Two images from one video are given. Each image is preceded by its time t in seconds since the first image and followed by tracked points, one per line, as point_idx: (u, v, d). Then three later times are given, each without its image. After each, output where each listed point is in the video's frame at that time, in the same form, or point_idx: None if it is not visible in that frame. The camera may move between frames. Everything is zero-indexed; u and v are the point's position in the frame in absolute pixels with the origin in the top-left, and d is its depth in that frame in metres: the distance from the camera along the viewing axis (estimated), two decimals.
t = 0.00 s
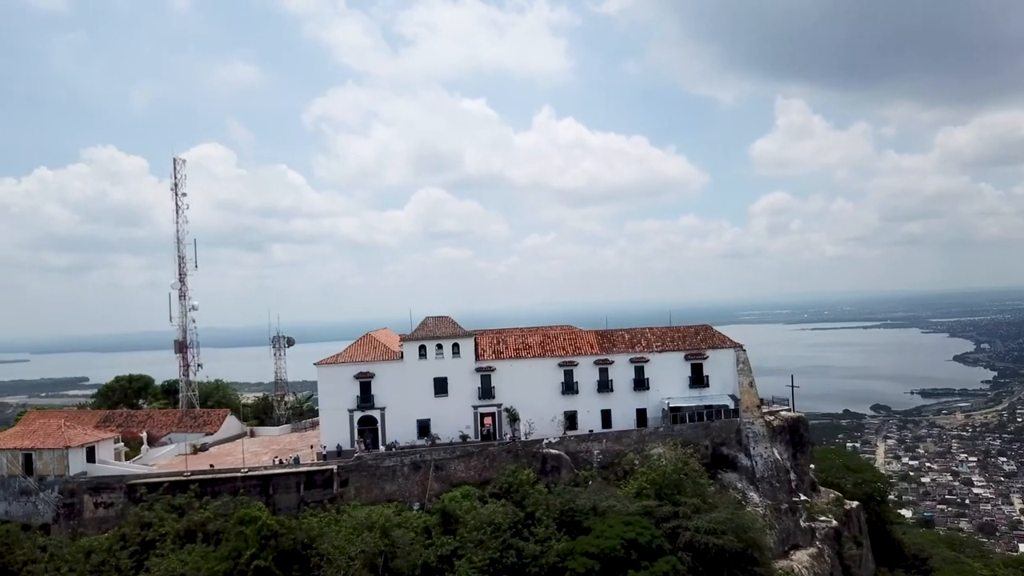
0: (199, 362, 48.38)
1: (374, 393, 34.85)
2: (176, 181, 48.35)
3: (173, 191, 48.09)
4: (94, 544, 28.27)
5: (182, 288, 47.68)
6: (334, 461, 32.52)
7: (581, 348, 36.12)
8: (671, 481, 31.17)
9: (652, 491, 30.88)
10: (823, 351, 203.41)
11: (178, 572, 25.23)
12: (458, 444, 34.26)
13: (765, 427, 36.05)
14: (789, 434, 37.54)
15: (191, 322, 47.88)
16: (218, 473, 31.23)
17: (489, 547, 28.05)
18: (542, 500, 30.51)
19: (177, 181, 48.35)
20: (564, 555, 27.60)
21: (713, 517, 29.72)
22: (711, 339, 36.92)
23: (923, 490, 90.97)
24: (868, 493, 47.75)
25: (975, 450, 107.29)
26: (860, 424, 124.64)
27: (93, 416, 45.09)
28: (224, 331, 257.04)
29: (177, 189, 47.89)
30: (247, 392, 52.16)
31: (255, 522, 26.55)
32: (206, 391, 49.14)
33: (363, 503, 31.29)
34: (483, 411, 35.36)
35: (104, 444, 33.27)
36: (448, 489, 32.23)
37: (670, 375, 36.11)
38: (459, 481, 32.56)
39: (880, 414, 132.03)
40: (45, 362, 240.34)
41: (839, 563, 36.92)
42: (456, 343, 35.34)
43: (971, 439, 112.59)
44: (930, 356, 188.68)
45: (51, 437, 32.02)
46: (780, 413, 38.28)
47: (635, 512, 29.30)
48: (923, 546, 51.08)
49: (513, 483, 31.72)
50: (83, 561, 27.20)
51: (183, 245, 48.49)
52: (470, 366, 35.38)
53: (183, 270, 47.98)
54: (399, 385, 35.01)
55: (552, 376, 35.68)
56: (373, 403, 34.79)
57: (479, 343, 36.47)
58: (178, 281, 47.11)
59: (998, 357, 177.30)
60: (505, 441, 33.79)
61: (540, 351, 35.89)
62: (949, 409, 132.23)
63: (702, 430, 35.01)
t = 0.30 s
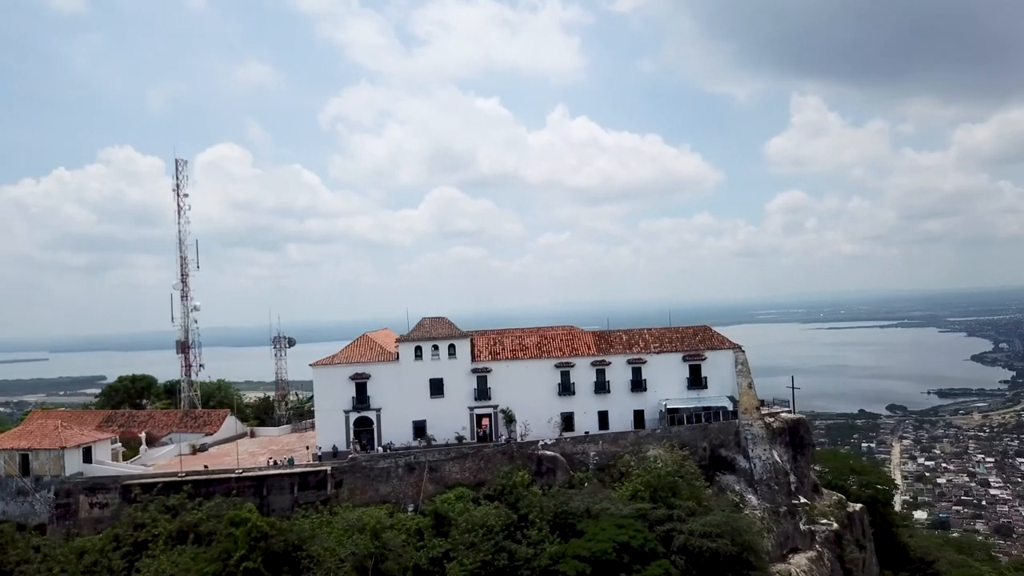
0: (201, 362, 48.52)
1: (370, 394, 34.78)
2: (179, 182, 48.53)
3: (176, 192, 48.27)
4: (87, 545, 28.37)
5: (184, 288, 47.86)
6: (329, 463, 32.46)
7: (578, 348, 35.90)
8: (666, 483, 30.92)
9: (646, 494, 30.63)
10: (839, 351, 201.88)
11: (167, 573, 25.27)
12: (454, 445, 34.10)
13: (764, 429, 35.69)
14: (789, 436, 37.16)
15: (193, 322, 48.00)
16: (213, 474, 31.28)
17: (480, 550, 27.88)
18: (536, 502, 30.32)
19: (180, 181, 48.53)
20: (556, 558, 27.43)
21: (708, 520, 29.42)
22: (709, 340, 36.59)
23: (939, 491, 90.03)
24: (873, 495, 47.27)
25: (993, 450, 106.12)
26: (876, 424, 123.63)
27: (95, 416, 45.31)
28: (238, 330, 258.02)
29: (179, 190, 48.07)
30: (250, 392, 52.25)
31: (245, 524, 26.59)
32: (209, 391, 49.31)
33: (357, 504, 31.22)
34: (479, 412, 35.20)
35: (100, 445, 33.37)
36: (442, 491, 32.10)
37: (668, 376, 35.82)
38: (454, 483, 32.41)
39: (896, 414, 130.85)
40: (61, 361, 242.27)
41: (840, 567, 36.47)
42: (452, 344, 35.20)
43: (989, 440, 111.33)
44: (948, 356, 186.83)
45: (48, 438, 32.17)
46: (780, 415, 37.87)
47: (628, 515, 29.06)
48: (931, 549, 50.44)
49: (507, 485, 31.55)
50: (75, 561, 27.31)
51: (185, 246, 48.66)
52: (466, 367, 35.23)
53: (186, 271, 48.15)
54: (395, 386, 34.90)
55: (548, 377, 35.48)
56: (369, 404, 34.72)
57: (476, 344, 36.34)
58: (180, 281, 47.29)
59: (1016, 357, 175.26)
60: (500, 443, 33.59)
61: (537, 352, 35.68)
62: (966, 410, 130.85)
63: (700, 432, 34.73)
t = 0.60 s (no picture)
0: (202, 362, 48.65)
1: (366, 395, 34.69)
2: (181, 182, 48.70)
3: (177, 192, 48.43)
4: (80, 545, 28.47)
5: (186, 288, 48.01)
6: (323, 464, 32.42)
7: (575, 349, 35.69)
8: (661, 485, 30.68)
9: (641, 496, 30.42)
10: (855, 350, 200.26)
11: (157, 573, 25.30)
12: (449, 446, 33.96)
13: (762, 431, 35.35)
14: (789, 438, 36.80)
15: (195, 322, 48.13)
16: (207, 475, 31.33)
17: (471, 552, 27.72)
18: (529, 504, 30.15)
19: (182, 182, 48.70)
20: (548, 560, 27.27)
21: (702, 523, 29.15)
22: (708, 341, 36.28)
23: (955, 492, 89.06)
24: (878, 498, 46.78)
25: (1010, 451, 104.92)
26: (891, 424, 122.55)
27: (98, 416, 45.53)
28: (252, 330, 259.16)
29: (181, 190, 48.22)
30: (253, 392, 52.32)
31: (235, 525, 26.66)
32: (211, 391, 49.46)
33: (350, 505, 31.16)
34: (475, 413, 35.05)
35: (97, 445, 33.50)
36: (436, 492, 31.99)
37: (666, 377, 35.55)
38: (448, 484, 32.28)
39: (912, 414, 129.64)
40: (79, 359, 244.34)
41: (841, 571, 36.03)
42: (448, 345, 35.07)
43: (1006, 440, 110.06)
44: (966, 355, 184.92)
45: (44, 438, 32.31)
46: (779, 416, 37.52)
47: (621, 517, 28.85)
48: (938, 552, 49.81)
49: (501, 486, 31.40)
50: (68, 561, 27.38)
51: (187, 246, 48.80)
52: (462, 367, 35.11)
53: (188, 271, 48.30)
54: (391, 386, 34.82)
55: (544, 378, 35.29)
56: (365, 404, 34.63)
57: (472, 344, 36.20)
58: (182, 281, 47.44)
59: None
60: (495, 444, 33.42)
61: (533, 353, 35.50)
62: (983, 410, 129.49)
63: (697, 434, 34.47)
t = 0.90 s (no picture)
0: (205, 362, 48.81)
1: (362, 396, 34.64)
2: (183, 183, 48.88)
3: (179, 193, 48.62)
4: (74, 545, 28.55)
5: (189, 289, 48.21)
6: (319, 464, 32.38)
7: (572, 350, 35.49)
8: (656, 488, 30.41)
9: (635, 498, 30.18)
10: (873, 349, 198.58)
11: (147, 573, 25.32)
12: (445, 447, 33.84)
13: (762, 433, 34.96)
14: (789, 439, 36.42)
15: (197, 322, 48.30)
16: (202, 475, 31.40)
17: (463, 554, 27.58)
18: (523, 506, 29.96)
19: (184, 182, 48.87)
20: (540, 563, 27.10)
21: (697, 526, 28.86)
22: (707, 341, 35.96)
23: (972, 493, 88.08)
24: (883, 500, 46.18)
25: None
26: (908, 424, 121.42)
27: (101, 415, 45.76)
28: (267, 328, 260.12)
29: (183, 191, 48.42)
30: (255, 391, 52.47)
31: (226, 526, 26.71)
32: (213, 390, 49.61)
33: (344, 506, 31.11)
34: (471, 414, 34.92)
35: (95, 445, 33.65)
36: (431, 493, 31.88)
37: (663, 378, 35.27)
38: (443, 486, 32.17)
39: (929, 414, 128.37)
40: (95, 358, 246.14)
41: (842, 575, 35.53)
42: (444, 345, 34.97)
43: None
44: (985, 354, 182.88)
45: (42, 438, 32.47)
46: (780, 417, 37.12)
47: (615, 519, 28.63)
48: (946, 555, 49.18)
49: (495, 488, 31.25)
50: (62, 562, 27.47)
51: (190, 246, 48.98)
52: (458, 368, 35.00)
53: (190, 271, 48.46)
54: (387, 387, 34.75)
55: (541, 379, 35.10)
56: (361, 405, 34.58)
57: (469, 345, 36.08)
58: (184, 281, 47.62)
59: None
60: (491, 445, 33.25)
61: (531, 354, 35.32)
62: (1002, 410, 128.05)
63: (695, 435, 34.17)
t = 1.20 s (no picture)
0: (211, 362, 49.04)
1: (361, 396, 34.60)
2: (189, 183, 49.16)
3: (186, 193, 48.91)
4: (72, 545, 28.72)
5: (195, 289, 48.48)
6: (317, 465, 32.37)
7: (572, 350, 35.27)
8: (654, 490, 30.10)
9: (633, 501, 29.87)
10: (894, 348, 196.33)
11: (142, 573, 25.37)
12: (444, 448, 33.73)
13: (764, 435, 34.58)
14: (793, 441, 36.02)
15: (204, 322, 48.54)
16: (200, 475, 31.52)
17: (458, 555, 27.45)
18: (520, 508, 29.78)
19: (190, 183, 49.16)
20: (535, 566, 26.91)
21: (695, 528, 28.53)
22: (708, 342, 35.63)
23: (993, 494, 86.78)
24: (893, 503, 45.48)
25: None
26: (929, 425, 119.94)
27: (108, 415, 46.09)
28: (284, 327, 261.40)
29: (190, 192, 48.71)
30: (262, 391, 52.68)
31: (220, 526, 26.72)
32: (220, 390, 49.84)
33: (342, 507, 31.08)
34: (471, 415, 34.79)
35: (97, 444, 33.88)
36: (428, 495, 31.78)
37: (664, 379, 34.97)
38: (441, 487, 32.06)
39: (951, 414, 126.70)
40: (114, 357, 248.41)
41: None
42: (444, 346, 34.88)
43: None
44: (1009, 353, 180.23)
45: (44, 438, 32.72)
46: (784, 419, 36.71)
47: (612, 521, 28.36)
48: (958, 559, 48.45)
49: (493, 489, 31.07)
50: (59, 561, 27.60)
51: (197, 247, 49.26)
52: (458, 369, 34.89)
53: (196, 272, 48.69)
54: (386, 388, 34.69)
55: (541, 380, 34.90)
56: (360, 406, 34.55)
57: (469, 346, 35.96)
58: (190, 282, 47.89)
59: None
60: (489, 446, 33.10)
61: (531, 355, 35.14)
62: None
63: (696, 437, 33.87)
